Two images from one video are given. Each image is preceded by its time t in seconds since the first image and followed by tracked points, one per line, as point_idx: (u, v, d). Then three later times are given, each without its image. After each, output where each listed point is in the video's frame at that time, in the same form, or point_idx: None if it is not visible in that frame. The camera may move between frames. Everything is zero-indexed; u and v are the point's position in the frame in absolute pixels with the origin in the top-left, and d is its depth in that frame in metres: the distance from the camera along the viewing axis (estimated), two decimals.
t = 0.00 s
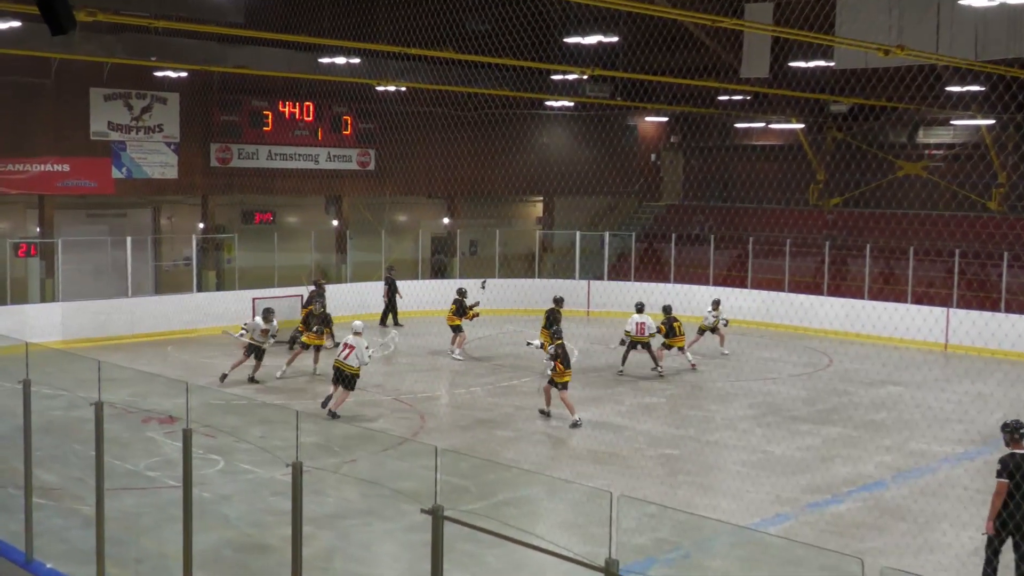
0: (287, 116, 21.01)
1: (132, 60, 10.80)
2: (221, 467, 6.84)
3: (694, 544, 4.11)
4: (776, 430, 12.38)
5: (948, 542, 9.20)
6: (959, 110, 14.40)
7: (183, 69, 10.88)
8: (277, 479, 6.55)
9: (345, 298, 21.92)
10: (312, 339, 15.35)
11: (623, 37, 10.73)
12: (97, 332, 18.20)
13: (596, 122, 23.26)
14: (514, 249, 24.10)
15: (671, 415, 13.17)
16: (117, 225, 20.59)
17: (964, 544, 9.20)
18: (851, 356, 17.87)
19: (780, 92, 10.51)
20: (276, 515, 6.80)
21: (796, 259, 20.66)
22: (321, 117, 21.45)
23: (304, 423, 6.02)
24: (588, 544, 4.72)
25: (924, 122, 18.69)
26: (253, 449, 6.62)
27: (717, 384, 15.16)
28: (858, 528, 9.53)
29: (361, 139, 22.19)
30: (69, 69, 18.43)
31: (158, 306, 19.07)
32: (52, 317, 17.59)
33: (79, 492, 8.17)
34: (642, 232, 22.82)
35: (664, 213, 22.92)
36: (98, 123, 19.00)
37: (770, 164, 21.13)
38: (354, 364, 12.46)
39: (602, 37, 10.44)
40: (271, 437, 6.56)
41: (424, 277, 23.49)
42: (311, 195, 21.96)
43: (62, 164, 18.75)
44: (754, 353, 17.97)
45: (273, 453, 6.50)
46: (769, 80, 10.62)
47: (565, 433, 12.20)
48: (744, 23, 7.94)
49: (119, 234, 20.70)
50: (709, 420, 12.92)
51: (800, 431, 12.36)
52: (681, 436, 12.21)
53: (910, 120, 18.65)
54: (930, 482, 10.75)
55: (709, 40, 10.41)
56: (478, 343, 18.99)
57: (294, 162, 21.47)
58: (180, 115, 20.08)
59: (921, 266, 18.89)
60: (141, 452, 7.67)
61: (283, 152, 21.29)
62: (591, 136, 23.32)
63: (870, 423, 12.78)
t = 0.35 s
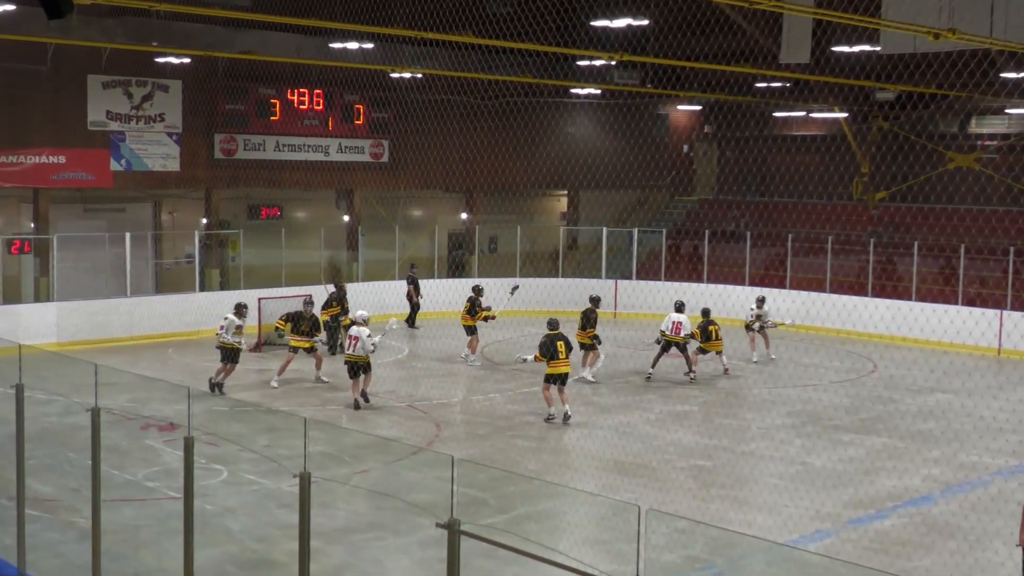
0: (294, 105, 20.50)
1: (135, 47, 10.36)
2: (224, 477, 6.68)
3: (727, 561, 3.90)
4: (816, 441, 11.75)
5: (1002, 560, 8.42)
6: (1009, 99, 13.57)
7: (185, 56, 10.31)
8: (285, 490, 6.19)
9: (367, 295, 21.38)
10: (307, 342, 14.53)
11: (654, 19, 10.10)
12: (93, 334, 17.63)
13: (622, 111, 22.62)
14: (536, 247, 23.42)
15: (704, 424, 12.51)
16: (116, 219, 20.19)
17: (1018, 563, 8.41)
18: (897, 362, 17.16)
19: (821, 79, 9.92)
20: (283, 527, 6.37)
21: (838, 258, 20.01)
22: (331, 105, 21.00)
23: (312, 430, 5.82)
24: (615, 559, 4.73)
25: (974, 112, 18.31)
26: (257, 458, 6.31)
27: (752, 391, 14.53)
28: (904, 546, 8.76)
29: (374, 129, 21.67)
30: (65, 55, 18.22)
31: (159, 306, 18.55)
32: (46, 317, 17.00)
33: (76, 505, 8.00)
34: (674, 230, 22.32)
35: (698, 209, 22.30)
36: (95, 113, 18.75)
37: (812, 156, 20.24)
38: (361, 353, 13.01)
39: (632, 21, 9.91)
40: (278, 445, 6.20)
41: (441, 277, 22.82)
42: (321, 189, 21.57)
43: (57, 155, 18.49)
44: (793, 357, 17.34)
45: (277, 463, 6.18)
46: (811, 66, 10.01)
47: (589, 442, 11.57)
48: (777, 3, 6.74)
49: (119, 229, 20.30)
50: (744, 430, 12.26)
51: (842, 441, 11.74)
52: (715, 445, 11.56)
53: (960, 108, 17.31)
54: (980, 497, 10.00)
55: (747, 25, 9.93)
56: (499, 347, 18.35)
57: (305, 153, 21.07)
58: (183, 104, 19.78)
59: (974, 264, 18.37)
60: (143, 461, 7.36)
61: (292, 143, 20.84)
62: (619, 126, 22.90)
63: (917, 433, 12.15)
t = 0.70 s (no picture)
0: (282, 94, 20.11)
1: (119, 35, 10.03)
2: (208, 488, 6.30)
3: None
4: (833, 449, 11.27)
5: None
6: None
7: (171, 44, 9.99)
8: (275, 502, 5.89)
9: (367, 295, 20.97)
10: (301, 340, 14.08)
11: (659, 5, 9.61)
12: (72, 337, 17.20)
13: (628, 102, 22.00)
14: (537, 245, 23.04)
15: (714, 432, 12.00)
16: (94, 215, 19.93)
17: None
18: (918, 366, 16.64)
19: (836, 69, 9.46)
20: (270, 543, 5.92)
21: (857, 256, 19.52)
22: (321, 95, 20.61)
23: (301, 439, 5.73)
24: None
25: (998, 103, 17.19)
26: (243, 468, 6.06)
27: (766, 396, 14.08)
28: (926, 560, 8.12)
29: (366, 121, 21.08)
30: (40, 43, 18.01)
31: (139, 308, 18.03)
32: (21, 319, 16.61)
33: (53, 516, 7.54)
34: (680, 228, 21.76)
35: (708, 203, 21.39)
36: (73, 104, 18.47)
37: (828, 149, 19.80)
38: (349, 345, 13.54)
39: (639, 7, 9.49)
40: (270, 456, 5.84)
41: (437, 274, 22.39)
42: (312, 182, 21.29)
43: (33, 148, 18.22)
44: (809, 361, 16.86)
45: (264, 473, 5.98)
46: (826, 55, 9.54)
47: (593, 450, 11.06)
48: None
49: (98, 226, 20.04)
50: (758, 437, 11.77)
51: (860, 450, 11.27)
52: (726, 454, 11.05)
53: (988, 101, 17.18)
54: (1006, 508, 9.44)
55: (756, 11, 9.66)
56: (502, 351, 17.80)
57: (292, 146, 20.67)
58: (166, 95, 19.49)
59: (998, 262, 17.99)
60: (122, 471, 7.02)
61: (280, 135, 20.45)
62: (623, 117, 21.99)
63: (939, 442, 11.71)
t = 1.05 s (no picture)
0: (281, 95, 20.04)
1: (119, 35, 10.02)
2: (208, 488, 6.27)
3: None
4: (833, 449, 11.27)
5: None
6: None
7: (171, 44, 9.97)
8: (274, 502, 5.87)
9: (367, 295, 20.93)
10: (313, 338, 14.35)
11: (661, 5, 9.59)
12: (71, 336, 17.18)
13: (628, 101, 22.14)
14: (538, 245, 22.76)
15: (714, 432, 11.99)
16: (92, 216, 19.90)
17: None
18: (919, 366, 16.63)
19: (838, 69, 9.47)
20: (271, 542, 5.90)
21: (857, 256, 19.50)
22: (321, 95, 20.57)
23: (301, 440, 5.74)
24: None
25: (997, 104, 17.32)
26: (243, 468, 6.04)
27: (765, 396, 14.08)
28: (927, 560, 8.11)
29: (366, 121, 21.15)
30: (40, 43, 18.00)
31: (139, 308, 18.02)
32: (20, 319, 16.57)
33: (51, 516, 7.51)
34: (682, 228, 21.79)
35: (707, 203, 21.94)
36: (72, 103, 18.45)
37: (828, 148, 19.80)
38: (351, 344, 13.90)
39: (640, 8, 9.47)
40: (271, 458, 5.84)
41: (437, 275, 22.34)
42: (312, 182, 21.22)
43: (32, 149, 18.19)
44: (809, 361, 16.85)
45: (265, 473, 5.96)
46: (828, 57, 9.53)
47: (594, 451, 11.05)
48: None
49: (96, 226, 20.00)
50: (758, 437, 11.77)
51: (860, 450, 11.27)
52: (725, 454, 11.05)
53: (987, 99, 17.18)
54: (1005, 508, 9.44)
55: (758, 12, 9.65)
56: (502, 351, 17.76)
57: (292, 145, 20.63)
58: (165, 95, 19.47)
59: (999, 263, 17.97)
60: (121, 471, 6.99)
61: (279, 136, 20.42)
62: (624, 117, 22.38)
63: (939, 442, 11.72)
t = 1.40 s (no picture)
0: (281, 95, 20.06)
1: (118, 35, 10.02)
2: (208, 488, 6.26)
3: None
4: (833, 449, 11.27)
5: None
6: None
7: (171, 44, 9.96)
8: (274, 502, 5.86)
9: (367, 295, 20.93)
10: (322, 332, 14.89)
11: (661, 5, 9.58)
12: (71, 336, 17.18)
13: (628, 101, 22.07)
14: (539, 246, 22.95)
15: (714, 432, 11.99)
16: (93, 216, 19.94)
17: None
18: (919, 366, 16.63)
19: (838, 69, 9.47)
20: (271, 542, 5.90)
21: (857, 256, 19.52)
22: (320, 95, 20.56)
23: (301, 440, 5.73)
24: None
25: (997, 104, 17.31)
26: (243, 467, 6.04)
27: (765, 396, 14.07)
28: (927, 560, 8.11)
29: (366, 121, 21.14)
30: (40, 43, 18.03)
31: (139, 308, 18.02)
32: (20, 319, 16.58)
33: (51, 516, 7.50)
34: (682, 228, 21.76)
35: (707, 204, 21.89)
36: (72, 103, 18.48)
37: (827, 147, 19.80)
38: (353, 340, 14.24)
39: (639, 8, 9.46)
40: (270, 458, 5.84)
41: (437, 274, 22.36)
42: (312, 182, 21.25)
43: (32, 149, 18.19)
44: (809, 361, 16.85)
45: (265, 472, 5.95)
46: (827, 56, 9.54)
47: (594, 451, 11.05)
48: None
49: (95, 226, 20.03)
50: (758, 437, 11.77)
51: (860, 450, 11.27)
52: (725, 454, 11.05)
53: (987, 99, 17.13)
54: (1005, 508, 9.45)
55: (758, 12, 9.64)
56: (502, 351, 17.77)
57: (291, 146, 20.64)
58: (164, 95, 19.48)
59: (999, 262, 17.96)
60: (121, 471, 6.98)
61: (278, 136, 20.42)
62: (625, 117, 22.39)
63: (939, 442, 11.71)
